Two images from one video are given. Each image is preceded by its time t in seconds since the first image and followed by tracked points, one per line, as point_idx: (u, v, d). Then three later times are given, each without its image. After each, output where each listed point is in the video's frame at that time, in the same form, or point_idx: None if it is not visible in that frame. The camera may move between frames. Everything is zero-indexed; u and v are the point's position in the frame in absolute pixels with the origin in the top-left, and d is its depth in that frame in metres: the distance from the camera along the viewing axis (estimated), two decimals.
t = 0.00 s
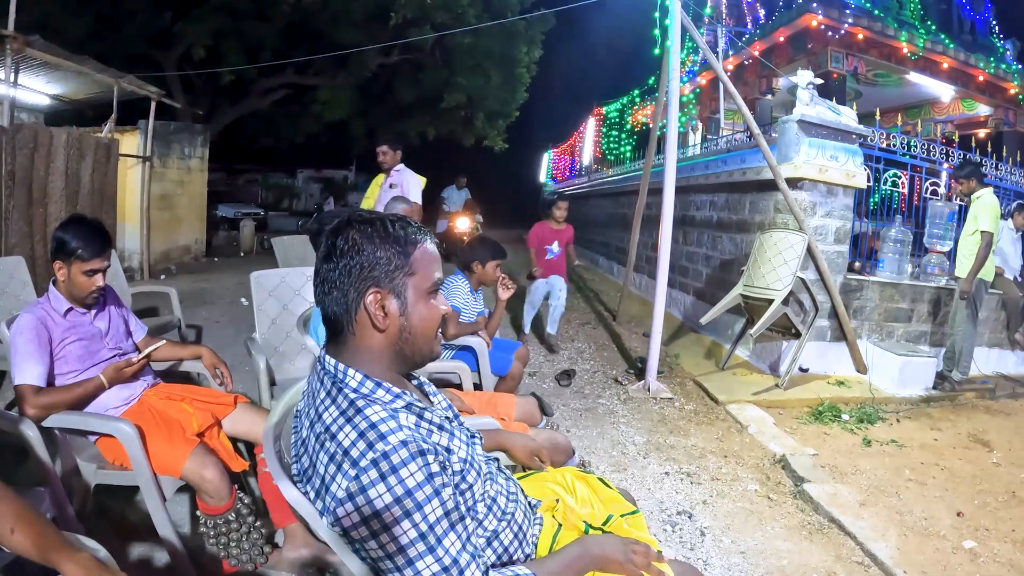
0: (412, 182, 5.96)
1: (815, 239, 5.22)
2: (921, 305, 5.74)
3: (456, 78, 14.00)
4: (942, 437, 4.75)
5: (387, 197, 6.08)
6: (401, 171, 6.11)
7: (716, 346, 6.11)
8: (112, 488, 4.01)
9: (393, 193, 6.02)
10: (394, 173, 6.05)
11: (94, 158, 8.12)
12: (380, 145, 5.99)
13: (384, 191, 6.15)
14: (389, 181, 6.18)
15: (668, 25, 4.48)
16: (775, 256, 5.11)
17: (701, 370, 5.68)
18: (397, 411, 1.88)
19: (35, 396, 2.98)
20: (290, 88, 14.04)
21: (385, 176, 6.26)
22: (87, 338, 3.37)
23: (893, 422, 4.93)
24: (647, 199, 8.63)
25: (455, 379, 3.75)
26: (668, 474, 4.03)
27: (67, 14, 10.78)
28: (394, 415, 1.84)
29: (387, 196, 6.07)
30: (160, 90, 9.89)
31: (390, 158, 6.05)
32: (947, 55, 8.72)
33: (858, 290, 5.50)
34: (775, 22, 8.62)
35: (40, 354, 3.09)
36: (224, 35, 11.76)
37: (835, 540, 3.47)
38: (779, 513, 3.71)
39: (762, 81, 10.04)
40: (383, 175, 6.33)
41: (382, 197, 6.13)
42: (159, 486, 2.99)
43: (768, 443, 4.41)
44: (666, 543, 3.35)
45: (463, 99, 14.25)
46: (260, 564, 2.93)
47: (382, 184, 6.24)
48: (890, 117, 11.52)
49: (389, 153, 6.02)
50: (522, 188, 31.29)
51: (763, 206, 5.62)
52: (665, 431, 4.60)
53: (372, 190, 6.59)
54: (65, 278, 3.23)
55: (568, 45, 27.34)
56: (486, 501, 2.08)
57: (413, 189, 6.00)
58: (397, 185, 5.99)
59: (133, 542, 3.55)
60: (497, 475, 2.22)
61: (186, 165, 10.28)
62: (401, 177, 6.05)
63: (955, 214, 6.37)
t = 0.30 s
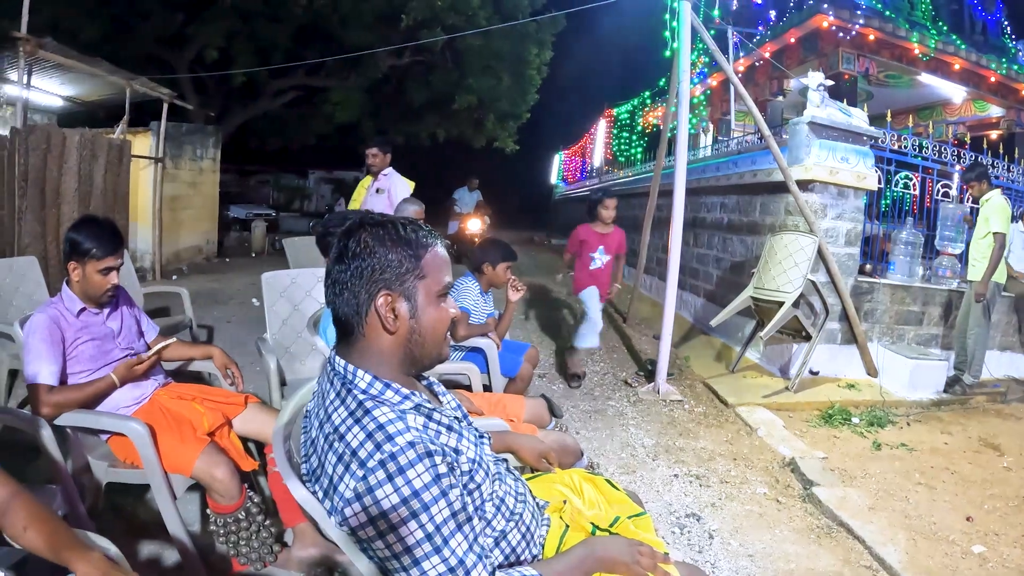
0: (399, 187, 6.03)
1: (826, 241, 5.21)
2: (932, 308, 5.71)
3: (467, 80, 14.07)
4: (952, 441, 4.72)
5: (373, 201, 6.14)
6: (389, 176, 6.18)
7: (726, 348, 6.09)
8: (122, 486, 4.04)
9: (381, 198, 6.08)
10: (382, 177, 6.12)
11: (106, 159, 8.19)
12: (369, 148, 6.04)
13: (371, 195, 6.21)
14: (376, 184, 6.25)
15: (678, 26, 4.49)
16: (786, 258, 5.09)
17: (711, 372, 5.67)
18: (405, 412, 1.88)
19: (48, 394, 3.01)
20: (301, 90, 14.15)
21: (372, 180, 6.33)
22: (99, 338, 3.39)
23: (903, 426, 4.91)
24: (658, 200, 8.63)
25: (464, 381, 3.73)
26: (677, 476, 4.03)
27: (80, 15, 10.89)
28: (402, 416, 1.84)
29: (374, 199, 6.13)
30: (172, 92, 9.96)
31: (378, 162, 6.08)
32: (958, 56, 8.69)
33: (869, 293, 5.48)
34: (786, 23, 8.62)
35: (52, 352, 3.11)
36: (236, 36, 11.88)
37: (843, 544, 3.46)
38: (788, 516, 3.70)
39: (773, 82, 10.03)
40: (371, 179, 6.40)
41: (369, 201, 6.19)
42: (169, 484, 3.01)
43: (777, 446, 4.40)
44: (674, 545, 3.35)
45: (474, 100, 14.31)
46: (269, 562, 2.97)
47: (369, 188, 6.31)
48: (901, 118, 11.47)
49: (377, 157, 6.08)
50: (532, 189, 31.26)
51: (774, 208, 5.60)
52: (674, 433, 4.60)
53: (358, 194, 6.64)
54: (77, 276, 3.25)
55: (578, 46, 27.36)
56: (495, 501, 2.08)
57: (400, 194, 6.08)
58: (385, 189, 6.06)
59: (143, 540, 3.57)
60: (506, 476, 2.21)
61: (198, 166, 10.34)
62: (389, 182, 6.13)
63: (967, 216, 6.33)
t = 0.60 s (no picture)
0: (395, 188, 5.68)
1: (844, 243, 5.19)
2: (949, 312, 5.68)
3: (484, 79, 14.18)
4: (970, 446, 4.68)
5: (366, 197, 5.80)
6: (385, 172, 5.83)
7: (742, 350, 6.06)
8: (138, 482, 4.06)
9: (375, 196, 5.74)
10: (378, 174, 5.76)
11: (123, 157, 8.27)
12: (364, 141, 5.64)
13: (364, 191, 5.86)
14: (370, 180, 5.89)
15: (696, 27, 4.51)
16: (803, 260, 5.07)
17: (726, 374, 5.66)
18: (429, 412, 1.89)
19: (65, 384, 2.99)
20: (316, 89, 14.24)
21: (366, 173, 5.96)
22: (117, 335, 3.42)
23: (920, 430, 4.88)
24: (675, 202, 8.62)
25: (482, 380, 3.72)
26: (694, 478, 4.04)
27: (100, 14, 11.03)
28: (426, 416, 1.85)
29: (367, 197, 5.78)
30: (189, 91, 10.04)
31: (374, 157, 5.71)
32: (976, 58, 8.65)
33: (886, 296, 5.46)
34: (803, 23, 8.62)
35: (70, 343, 3.14)
36: (253, 35, 11.99)
37: (859, 548, 3.44)
38: (804, 519, 3.69)
39: (789, 83, 10.03)
40: (365, 172, 6.03)
41: (361, 196, 5.85)
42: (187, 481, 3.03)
43: (793, 449, 4.38)
44: (690, 548, 3.36)
45: (490, 100, 14.39)
46: (285, 560, 3.10)
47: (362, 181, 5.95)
48: (919, 120, 11.40)
49: (376, 152, 5.68)
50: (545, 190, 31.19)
51: (791, 210, 5.59)
52: (691, 434, 4.60)
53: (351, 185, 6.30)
54: (98, 273, 3.36)
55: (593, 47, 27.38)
56: (517, 501, 2.09)
57: (395, 194, 5.75)
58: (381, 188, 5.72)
59: (158, 536, 3.59)
60: (527, 476, 2.22)
61: (214, 165, 10.40)
62: (386, 179, 5.79)
63: (985, 219, 6.28)
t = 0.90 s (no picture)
0: (395, 187, 5.35)
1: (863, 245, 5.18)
2: (968, 315, 5.63)
3: (501, 80, 14.26)
4: (989, 451, 4.64)
5: (365, 199, 5.45)
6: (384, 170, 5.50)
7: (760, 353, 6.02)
8: (157, 479, 4.11)
9: (375, 197, 5.41)
10: (376, 173, 5.43)
11: (142, 157, 8.38)
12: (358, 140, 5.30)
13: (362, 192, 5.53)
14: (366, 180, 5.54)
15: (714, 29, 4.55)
16: (822, 261, 5.02)
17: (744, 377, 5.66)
18: (452, 414, 1.89)
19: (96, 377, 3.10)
20: (333, 90, 14.37)
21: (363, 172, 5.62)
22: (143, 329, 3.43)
23: (938, 435, 4.85)
24: (693, 203, 8.62)
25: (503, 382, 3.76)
26: (710, 481, 4.06)
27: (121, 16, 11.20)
28: (450, 418, 1.85)
29: (366, 198, 5.45)
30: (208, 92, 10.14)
31: (368, 157, 5.39)
32: (996, 58, 8.61)
33: (904, 299, 5.45)
34: (822, 23, 8.64)
35: (101, 334, 3.22)
36: (270, 37, 12.10)
37: (876, 554, 3.42)
38: (820, 524, 3.68)
39: (807, 84, 10.03)
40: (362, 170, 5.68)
41: (359, 197, 5.50)
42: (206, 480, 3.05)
43: (811, 452, 4.37)
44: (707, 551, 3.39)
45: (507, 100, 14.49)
46: (302, 558, 3.13)
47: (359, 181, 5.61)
48: (939, 121, 11.30)
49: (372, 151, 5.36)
50: (560, 191, 31.09)
51: (810, 212, 5.58)
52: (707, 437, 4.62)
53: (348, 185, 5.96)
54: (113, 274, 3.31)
55: (610, 48, 27.42)
56: (538, 504, 2.09)
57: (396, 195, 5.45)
58: (380, 188, 5.40)
59: (176, 532, 3.63)
60: (548, 478, 2.22)
61: (233, 165, 10.48)
62: (385, 179, 5.47)
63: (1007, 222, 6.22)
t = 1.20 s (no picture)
0: (388, 181, 5.24)
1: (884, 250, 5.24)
2: (989, 321, 5.59)
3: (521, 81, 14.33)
4: (1008, 459, 4.60)
5: (356, 195, 5.31)
6: (372, 167, 5.39)
7: (780, 356, 5.97)
8: (178, 476, 4.16)
9: (367, 192, 5.28)
10: (366, 168, 5.31)
11: (164, 155, 8.48)
12: (347, 135, 5.18)
13: (351, 189, 5.38)
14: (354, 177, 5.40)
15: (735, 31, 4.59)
16: (842, 265, 5.08)
17: (764, 381, 5.67)
18: (480, 417, 1.91)
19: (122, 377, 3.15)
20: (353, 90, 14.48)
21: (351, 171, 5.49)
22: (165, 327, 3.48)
23: (957, 442, 4.81)
24: (714, 205, 8.61)
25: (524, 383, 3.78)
26: (729, 485, 4.07)
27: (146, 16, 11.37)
28: (478, 420, 1.87)
29: (357, 194, 5.30)
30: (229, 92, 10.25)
31: (357, 153, 5.27)
32: (1017, 60, 8.58)
33: (925, 304, 5.42)
34: (841, 26, 8.68)
35: (125, 334, 3.25)
36: (290, 37, 12.24)
37: (893, 560, 3.40)
38: (837, 530, 3.66)
39: (828, 86, 10.07)
40: (349, 170, 5.56)
41: (349, 195, 5.34)
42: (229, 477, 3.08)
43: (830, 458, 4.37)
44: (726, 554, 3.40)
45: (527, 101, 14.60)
46: (322, 556, 3.17)
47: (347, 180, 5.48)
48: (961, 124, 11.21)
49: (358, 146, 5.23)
50: (577, 193, 31.04)
51: (831, 216, 5.57)
52: (726, 441, 4.64)
53: (333, 187, 5.83)
54: (136, 276, 3.33)
55: (630, 49, 27.51)
56: (561, 506, 2.10)
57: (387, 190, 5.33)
58: (372, 184, 5.27)
59: (197, 529, 3.67)
60: (571, 480, 2.23)
61: (253, 165, 10.57)
62: (375, 175, 5.34)
63: None
